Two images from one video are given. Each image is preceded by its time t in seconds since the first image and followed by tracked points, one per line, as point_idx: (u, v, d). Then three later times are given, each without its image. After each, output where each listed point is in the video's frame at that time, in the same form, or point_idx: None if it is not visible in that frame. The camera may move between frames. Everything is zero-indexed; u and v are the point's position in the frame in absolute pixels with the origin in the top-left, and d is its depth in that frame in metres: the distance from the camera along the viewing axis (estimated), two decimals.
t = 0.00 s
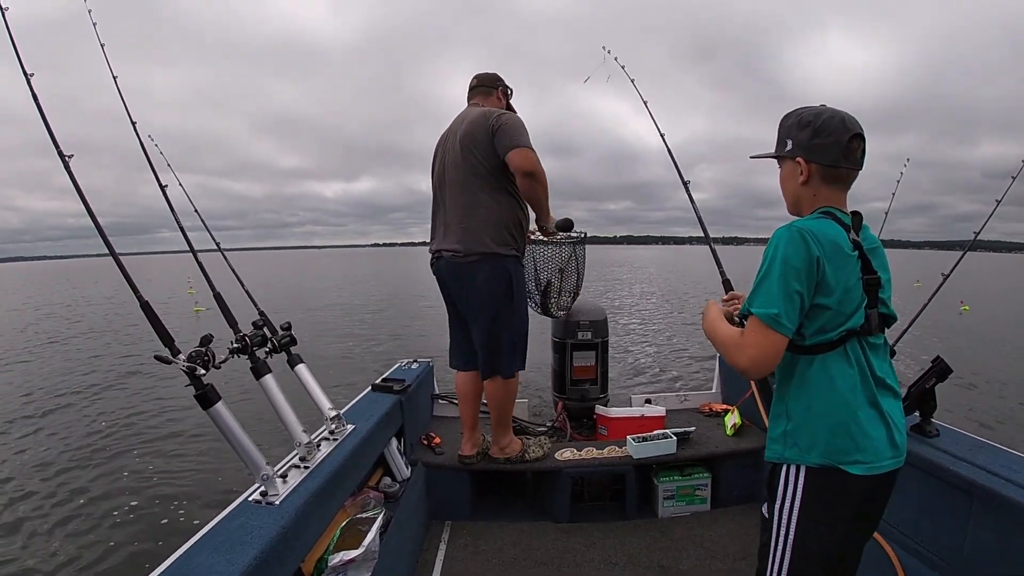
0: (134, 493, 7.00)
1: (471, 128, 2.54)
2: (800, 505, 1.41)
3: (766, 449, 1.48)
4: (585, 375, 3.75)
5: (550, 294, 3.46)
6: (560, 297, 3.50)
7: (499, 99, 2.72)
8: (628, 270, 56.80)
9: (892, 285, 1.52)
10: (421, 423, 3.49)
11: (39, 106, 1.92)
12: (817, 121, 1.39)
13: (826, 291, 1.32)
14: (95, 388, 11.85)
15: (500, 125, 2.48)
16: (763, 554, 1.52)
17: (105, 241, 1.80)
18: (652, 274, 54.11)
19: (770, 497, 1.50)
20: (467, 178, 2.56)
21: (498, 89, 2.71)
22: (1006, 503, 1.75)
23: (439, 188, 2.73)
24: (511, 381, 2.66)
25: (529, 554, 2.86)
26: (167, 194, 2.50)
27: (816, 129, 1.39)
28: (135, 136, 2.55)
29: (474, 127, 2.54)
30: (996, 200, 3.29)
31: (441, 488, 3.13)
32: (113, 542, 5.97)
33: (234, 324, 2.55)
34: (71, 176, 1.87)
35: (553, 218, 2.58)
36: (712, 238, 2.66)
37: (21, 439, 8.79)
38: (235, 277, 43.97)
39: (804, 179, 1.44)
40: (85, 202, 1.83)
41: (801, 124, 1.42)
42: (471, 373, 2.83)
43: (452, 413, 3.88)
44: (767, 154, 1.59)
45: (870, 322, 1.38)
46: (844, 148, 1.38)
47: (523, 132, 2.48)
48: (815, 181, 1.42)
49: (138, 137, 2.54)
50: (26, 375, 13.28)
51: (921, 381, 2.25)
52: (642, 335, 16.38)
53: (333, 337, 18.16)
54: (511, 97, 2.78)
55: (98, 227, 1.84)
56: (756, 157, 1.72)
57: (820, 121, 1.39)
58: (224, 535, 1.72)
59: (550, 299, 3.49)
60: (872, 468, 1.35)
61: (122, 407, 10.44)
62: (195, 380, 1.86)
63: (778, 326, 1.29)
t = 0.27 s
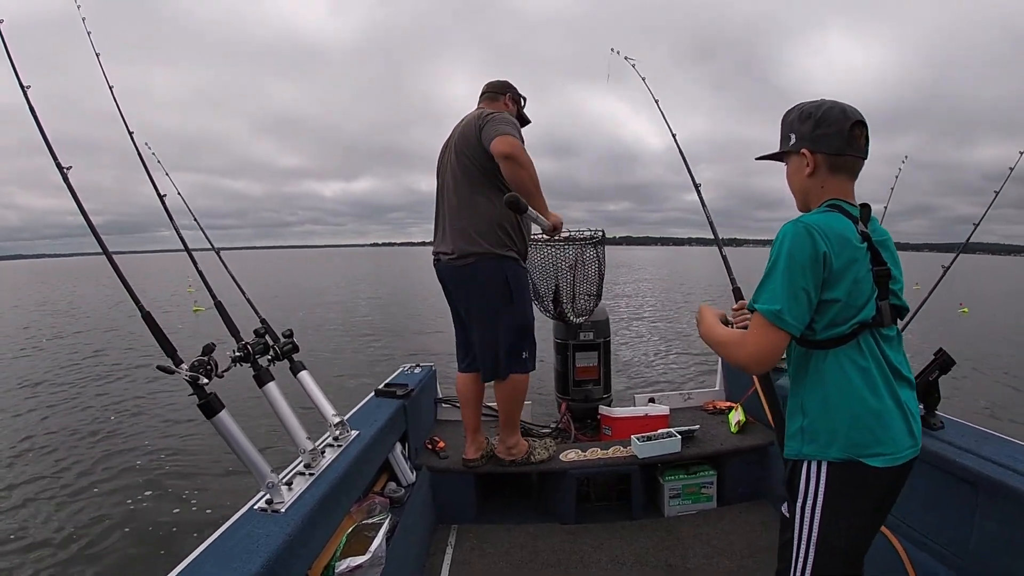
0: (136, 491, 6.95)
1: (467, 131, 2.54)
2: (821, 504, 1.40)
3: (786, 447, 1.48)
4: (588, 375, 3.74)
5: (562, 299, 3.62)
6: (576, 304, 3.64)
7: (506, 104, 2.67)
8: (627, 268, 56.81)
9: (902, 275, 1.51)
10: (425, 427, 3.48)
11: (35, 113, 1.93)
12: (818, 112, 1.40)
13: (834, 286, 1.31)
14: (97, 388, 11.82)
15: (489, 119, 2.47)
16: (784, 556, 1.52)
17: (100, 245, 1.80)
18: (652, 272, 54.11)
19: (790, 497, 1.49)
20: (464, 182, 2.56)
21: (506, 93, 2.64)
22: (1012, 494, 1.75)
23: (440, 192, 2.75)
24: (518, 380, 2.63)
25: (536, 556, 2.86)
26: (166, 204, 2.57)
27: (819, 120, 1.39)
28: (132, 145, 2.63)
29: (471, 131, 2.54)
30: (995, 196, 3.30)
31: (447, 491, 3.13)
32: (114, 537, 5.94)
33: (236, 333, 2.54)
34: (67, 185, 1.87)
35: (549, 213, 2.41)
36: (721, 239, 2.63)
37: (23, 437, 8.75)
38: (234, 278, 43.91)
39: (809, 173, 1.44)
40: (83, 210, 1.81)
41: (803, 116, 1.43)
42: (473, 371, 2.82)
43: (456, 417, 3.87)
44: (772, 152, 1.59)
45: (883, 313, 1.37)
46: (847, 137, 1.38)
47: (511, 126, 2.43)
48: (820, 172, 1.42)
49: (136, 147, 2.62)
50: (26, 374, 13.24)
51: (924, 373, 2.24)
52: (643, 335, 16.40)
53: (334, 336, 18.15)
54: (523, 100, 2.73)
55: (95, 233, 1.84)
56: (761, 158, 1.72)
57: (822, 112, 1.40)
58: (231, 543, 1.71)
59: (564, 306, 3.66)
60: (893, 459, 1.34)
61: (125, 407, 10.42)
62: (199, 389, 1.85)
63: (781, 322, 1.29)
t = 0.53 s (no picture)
0: (134, 497, 6.97)
1: (472, 133, 2.54)
2: (851, 500, 1.40)
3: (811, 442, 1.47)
4: (589, 375, 3.74)
5: (580, 304, 3.61)
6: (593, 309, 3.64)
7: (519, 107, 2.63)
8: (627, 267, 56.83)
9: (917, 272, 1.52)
10: (426, 428, 3.48)
11: (33, 125, 2.02)
12: (838, 113, 1.41)
13: (852, 279, 1.32)
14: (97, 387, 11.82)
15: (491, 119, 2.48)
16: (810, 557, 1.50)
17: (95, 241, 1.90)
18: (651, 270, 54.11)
19: (818, 493, 1.48)
20: (469, 184, 2.56)
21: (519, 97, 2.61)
22: (1015, 490, 1.74)
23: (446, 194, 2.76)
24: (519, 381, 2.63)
25: (539, 557, 2.86)
26: (162, 205, 2.64)
27: (838, 120, 1.40)
28: (130, 148, 2.72)
29: (476, 132, 2.54)
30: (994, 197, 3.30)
31: (450, 493, 3.13)
32: (111, 548, 5.95)
33: (236, 336, 2.54)
34: (68, 194, 1.95)
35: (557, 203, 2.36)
36: (728, 245, 2.68)
37: (23, 440, 8.77)
38: (234, 277, 43.94)
39: (827, 171, 1.44)
40: (84, 222, 1.93)
41: (824, 117, 1.44)
42: (473, 372, 2.82)
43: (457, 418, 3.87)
44: (792, 155, 1.59)
45: (901, 307, 1.38)
46: (865, 137, 1.38)
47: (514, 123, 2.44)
48: (839, 170, 1.42)
49: (132, 148, 2.72)
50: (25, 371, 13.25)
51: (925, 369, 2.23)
52: (643, 335, 16.40)
53: (333, 334, 18.17)
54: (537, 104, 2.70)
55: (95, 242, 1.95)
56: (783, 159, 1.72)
57: (842, 113, 1.41)
58: (233, 547, 1.71)
59: (582, 312, 3.64)
60: (919, 450, 1.35)
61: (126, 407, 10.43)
62: (199, 393, 1.85)
63: (795, 311, 1.31)
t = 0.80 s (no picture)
0: (129, 487, 6.96)
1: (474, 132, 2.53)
2: (871, 504, 1.38)
3: (825, 446, 1.45)
4: (587, 375, 3.74)
5: (582, 308, 3.59)
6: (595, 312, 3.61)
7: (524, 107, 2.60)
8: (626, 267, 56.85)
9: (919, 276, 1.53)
10: (423, 427, 3.48)
11: (33, 116, 2.00)
12: (834, 129, 1.45)
13: (848, 278, 1.36)
14: (96, 374, 11.83)
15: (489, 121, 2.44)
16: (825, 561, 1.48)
17: (92, 232, 1.87)
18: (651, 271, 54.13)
19: (837, 501, 1.44)
20: (472, 183, 2.55)
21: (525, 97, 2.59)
22: (1013, 497, 1.74)
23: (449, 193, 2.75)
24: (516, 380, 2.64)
25: (534, 556, 2.86)
26: (164, 201, 2.58)
27: (832, 136, 1.45)
28: (130, 140, 2.76)
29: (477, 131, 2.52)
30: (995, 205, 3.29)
31: (447, 491, 3.13)
32: (104, 536, 5.95)
33: (234, 332, 2.54)
34: (66, 184, 1.92)
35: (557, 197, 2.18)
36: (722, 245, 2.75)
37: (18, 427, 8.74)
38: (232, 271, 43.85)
39: (829, 185, 1.50)
40: (80, 209, 1.88)
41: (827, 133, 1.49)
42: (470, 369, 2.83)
43: (455, 417, 3.87)
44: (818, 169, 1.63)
45: (908, 310, 1.39)
46: (850, 150, 1.41)
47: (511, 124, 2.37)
48: (836, 183, 1.47)
49: (132, 140, 2.77)
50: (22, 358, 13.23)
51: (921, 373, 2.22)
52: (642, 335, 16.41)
53: (331, 328, 18.13)
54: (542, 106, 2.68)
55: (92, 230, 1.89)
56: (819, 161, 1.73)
57: (837, 128, 1.45)
58: (229, 542, 1.71)
59: (586, 315, 3.61)
60: (935, 447, 1.35)
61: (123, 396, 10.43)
62: (197, 388, 1.85)
63: (777, 292, 1.39)
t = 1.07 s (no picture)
0: (127, 488, 6.99)
1: (473, 132, 2.53)
2: (854, 508, 1.40)
3: (811, 450, 1.46)
4: (584, 376, 3.74)
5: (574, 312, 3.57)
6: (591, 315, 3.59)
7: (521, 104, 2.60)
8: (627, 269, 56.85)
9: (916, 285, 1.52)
10: (419, 424, 3.49)
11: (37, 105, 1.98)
12: (824, 140, 1.48)
13: (852, 287, 1.33)
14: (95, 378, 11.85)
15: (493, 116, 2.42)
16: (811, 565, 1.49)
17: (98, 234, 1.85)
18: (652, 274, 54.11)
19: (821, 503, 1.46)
20: (473, 183, 2.56)
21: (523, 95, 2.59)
22: (1006, 508, 1.74)
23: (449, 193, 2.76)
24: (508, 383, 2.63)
25: (527, 556, 2.86)
26: (165, 193, 2.63)
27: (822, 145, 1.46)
28: (132, 132, 2.73)
29: (477, 131, 2.53)
30: (997, 206, 3.28)
31: (441, 488, 3.13)
32: (101, 534, 5.97)
33: (232, 324, 2.54)
34: (70, 176, 1.91)
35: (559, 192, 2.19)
36: (722, 245, 2.74)
37: (16, 429, 8.78)
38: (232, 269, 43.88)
39: (824, 194, 1.50)
40: (83, 203, 1.87)
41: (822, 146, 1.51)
42: (473, 370, 2.84)
43: (451, 415, 3.88)
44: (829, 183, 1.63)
45: (900, 317, 1.39)
46: (836, 158, 1.42)
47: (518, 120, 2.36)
48: (830, 192, 1.47)
49: (135, 134, 2.73)
50: (20, 360, 13.27)
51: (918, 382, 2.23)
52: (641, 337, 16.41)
53: (329, 328, 18.14)
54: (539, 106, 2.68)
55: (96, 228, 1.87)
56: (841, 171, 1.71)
57: (826, 139, 1.47)
58: (223, 535, 1.71)
59: (579, 322, 3.59)
60: (920, 455, 1.36)
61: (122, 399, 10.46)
62: (194, 380, 1.85)
63: (795, 317, 1.34)
